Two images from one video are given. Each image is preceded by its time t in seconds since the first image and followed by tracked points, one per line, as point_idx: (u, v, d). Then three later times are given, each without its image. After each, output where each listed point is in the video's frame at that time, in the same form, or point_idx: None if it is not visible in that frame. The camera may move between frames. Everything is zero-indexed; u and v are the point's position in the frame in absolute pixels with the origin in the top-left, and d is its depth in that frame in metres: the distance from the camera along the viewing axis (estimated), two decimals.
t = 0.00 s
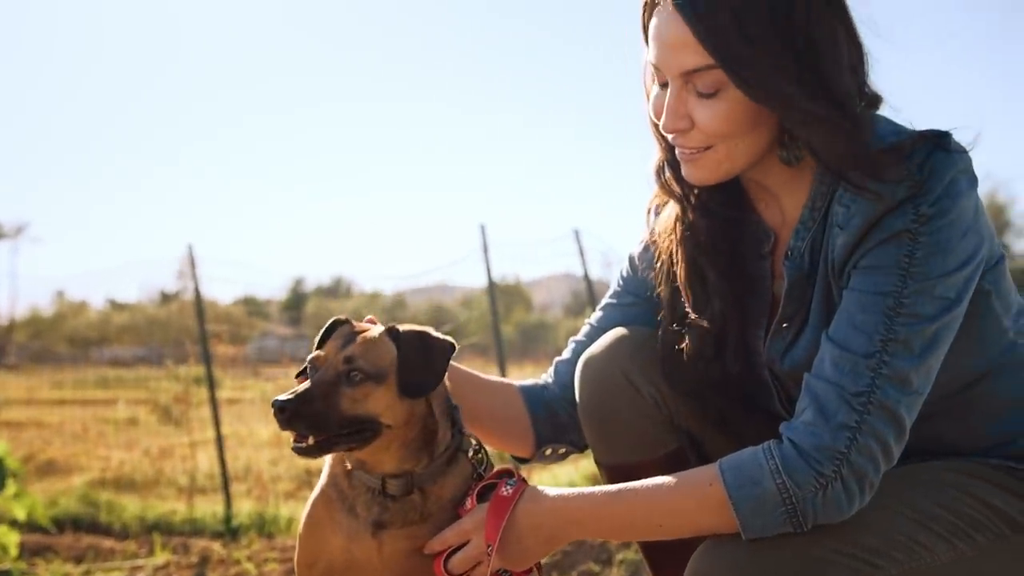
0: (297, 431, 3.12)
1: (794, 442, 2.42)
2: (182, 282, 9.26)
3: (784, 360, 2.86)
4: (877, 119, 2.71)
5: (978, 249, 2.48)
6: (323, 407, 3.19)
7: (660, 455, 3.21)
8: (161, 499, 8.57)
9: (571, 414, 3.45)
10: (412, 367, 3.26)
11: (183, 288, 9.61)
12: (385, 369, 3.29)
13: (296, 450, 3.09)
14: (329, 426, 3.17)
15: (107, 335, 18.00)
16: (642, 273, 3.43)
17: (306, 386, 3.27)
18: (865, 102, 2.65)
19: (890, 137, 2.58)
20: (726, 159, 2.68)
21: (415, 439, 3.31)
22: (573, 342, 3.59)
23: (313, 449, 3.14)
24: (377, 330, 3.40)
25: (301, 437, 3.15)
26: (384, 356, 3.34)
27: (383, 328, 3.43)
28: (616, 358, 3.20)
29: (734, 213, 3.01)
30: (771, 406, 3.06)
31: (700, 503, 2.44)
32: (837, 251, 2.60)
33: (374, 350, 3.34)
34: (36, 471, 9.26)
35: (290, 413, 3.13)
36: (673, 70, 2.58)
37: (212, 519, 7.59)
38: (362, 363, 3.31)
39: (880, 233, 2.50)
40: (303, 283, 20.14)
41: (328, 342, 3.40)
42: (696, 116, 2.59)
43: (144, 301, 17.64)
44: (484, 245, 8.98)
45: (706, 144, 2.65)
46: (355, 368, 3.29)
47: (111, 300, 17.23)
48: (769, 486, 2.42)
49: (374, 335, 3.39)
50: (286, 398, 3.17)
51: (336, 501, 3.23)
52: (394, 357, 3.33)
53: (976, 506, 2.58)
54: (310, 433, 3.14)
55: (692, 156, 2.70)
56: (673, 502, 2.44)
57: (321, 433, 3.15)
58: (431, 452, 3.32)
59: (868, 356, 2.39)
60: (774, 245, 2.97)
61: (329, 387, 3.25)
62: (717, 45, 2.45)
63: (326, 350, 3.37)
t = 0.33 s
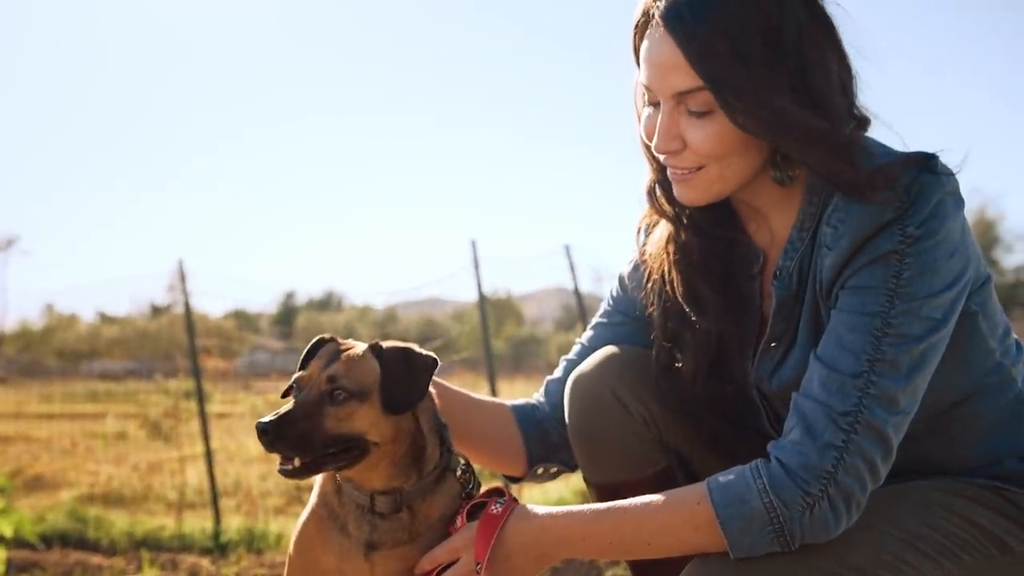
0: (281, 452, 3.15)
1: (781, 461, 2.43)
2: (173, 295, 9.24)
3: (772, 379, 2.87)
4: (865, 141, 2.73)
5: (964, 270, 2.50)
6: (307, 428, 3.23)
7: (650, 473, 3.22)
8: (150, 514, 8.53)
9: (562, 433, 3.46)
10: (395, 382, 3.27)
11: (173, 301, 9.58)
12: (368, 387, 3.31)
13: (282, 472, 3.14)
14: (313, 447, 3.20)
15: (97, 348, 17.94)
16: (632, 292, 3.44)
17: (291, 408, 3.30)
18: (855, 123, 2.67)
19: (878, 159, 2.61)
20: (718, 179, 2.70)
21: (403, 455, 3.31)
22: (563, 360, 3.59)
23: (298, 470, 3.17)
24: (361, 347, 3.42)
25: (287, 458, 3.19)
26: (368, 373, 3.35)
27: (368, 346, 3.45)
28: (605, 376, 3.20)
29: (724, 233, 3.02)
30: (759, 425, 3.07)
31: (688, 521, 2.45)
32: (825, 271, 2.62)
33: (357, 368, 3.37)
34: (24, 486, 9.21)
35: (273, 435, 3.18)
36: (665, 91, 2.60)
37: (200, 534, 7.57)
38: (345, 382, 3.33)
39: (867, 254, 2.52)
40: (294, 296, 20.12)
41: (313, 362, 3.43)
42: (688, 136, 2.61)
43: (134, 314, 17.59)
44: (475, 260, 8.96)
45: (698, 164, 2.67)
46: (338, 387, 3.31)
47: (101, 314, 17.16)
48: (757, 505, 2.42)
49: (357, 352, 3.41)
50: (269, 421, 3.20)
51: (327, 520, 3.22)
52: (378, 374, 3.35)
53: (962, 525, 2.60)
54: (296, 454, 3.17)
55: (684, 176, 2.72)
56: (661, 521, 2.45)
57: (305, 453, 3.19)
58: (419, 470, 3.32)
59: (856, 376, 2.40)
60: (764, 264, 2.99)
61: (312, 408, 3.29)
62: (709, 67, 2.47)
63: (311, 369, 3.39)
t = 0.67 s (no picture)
0: (277, 472, 3.12)
1: (768, 483, 2.44)
2: (164, 313, 9.22)
3: (760, 401, 2.90)
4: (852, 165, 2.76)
5: (949, 294, 2.52)
6: (304, 448, 3.20)
7: (638, 494, 3.21)
8: (139, 533, 8.49)
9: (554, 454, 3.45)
10: (392, 401, 3.28)
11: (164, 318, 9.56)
12: (365, 407, 3.31)
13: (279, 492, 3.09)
14: (311, 468, 3.19)
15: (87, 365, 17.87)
16: (622, 314, 3.46)
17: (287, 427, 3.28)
18: (841, 147, 2.70)
19: (863, 184, 2.63)
20: (707, 202, 2.72)
21: (395, 474, 3.31)
22: (554, 382, 3.60)
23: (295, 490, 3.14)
24: (357, 366, 3.40)
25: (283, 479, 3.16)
26: (364, 393, 3.35)
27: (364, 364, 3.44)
28: (594, 398, 3.21)
29: (713, 256, 3.08)
30: (748, 446, 3.10)
31: (675, 542, 2.45)
32: (812, 293, 2.64)
33: (354, 387, 3.35)
34: (12, 505, 9.15)
35: (270, 456, 3.15)
36: (654, 115, 2.62)
37: (190, 554, 7.54)
38: (342, 401, 3.31)
39: (853, 277, 2.54)
40: (285, 313, 20.09)
41: (307, 380, 3.41)
42: (677, 160, 2.63)
43: (125, 331, 17.54)
44: (466, 277, 8.97)
45: (688, 186, 2.69)
46: (335, 406, 3.30)
47: (91, 330, 17.09)
48: (743, 526, 2.43)
49: (353, 371, 3.40)
50: (266, 441, 3.17)
51: (319, 540, 3.21)
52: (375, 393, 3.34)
53: (948, 546, 2.62)
54: (293, 475, 3.14)
55: (674, 198, 2.74)
56: (649, 541, 2.46)
57: (302, 473, 3.17)
58: (410, 489, 3.32)
59: (842, 398, 2.42)
60: (752, 286, 3.02)
61: (309, 428, 3.27)
62: (696, 91, 2.50)
63: (306, 388, 3.37)
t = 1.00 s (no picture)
0: (282, 495, 3.02)
1: (754, 505, 2.45)
2: (154, 330, 9.21)
3: (747, 423, 2.92)
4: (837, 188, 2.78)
5: (933, 317, 2.54)
6: (306, 471, 3.12)
7: (624, 517, 3.22)
8: (127, 553, 8.45)
9: (543, 476, 3.50)
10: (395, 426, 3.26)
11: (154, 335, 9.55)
12: (367, 430, 3.26)
13: (279, 512, 3.03)
14: (313, 490, 3.11)
15: (77, 382, 17.81)
16: (611, 336, 3.47)
17: (287, 449, 3.19)
18: (827, 171, 2.73)
19: (848, 208, 2.65)
20: (694, 225, 2.74)
21: (385, 496, 3.29)
22: (544, 404, 3.60)
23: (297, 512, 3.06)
24: (356, 388, 3.36)
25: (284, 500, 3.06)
26: (365, 415, 3.30)
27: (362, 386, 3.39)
28: (581, 420, 3.22)
29: (698, 280, 3.12)
30: (735, 468, 3.12)
31: (663, 564, 2.45)
32: (798, 317, 2.66)
33: (355, 410, 3.30)
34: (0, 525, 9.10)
35: (276, 478, 3.03)
36: (642, 139, 2.64)
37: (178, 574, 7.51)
38: (344, 424, 3.25)
39: (838, 301, 2.55)
40: (277, 330, 20.07)
41: (305, 400, 3.33)
42: (665, 183, 2.65)
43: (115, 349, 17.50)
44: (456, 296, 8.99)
45: (676, 209, 2.71)
46: (338, 429, 3.23)
47: (82, 348, 17.04)
48: (730, 549, 2.43)
49: (352, 393, 3.35)
50: (269, 463, 3.06)
51: (306, 562, 3.20)
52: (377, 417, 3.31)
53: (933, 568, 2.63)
54: (296, 497, 3.05)
55: (661, 222, 2.77)
56: (636, 564, 2.46)
57: (305, 496, 3.08)
58: (398, 511, 3.29)
59: (827, 421, 2.43)
60: (739, 309, 3.05)
61: (311, 451, 3.19)
62: (684, 116, 2.52)
63: (304, 408, 3.29)
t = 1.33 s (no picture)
0: (271, 513, 3.04)
1: (740, 517, 2.45)
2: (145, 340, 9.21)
3: (736, 435, 2.94)
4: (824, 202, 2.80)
5: (918, 329, 2.55)
6: (294, 487, 3.15)
7: (614, 527, 3.22)
8: (117, 562, 8.41)
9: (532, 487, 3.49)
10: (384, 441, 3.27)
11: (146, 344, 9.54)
12: (356, 446, 3.28)
13: (268, 529, 3.04)
14: (301, 506, 3.13)
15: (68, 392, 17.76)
16: (599, 348, 3.49)
17: (276, 466, 3.22)
18: (813, 184, 2.75)
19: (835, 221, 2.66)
20: (682, 238, 2.75)
21: (374, 511, 3.28)
22: (533, 415, 3.61)
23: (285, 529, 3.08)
24: (345, 404, 3.39)
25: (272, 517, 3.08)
26: (354, 431, 3.32)
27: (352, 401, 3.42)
28: (571, 433, 3.24)
29: (688, 292, 3.13)
30: (724, 480, 3.14)
31: None
32: (785, 329, 2.67)
33: (344, 426, 3.33)
34: None
35: (263, 495, 3.05)
36: (630, 153, 2.65)
37: None
38: (333, 440, 3.28)
39: (825, 313, 2.56)
40: (269, 339, 20.04)
41: (295, 417, 3.36)
42: (653, 197, 2.66)
43: (106, 359, 17.46)
44: (449, 305, 8.99)
45: (663, 223, 2.73)
46: (326, 445, 3.26)
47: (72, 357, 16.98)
48: (717, 560, 2.43)
49: (340, 408, 3.38)
50: (257, 480, 3.08)
51: None
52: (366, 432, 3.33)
53: None
54: (283, 513, 3.07)
55: (650, 235, 2.78)
56: None
57: (293, 513, 3.10)
58: (385, 525, 3.27)
59: (813, 433, 2.43)
60: (727, 321, 3.07)
61: (299, 467, 3.22)
62: (671, 129, 2.54)
63: (293, 426, 3.32)
